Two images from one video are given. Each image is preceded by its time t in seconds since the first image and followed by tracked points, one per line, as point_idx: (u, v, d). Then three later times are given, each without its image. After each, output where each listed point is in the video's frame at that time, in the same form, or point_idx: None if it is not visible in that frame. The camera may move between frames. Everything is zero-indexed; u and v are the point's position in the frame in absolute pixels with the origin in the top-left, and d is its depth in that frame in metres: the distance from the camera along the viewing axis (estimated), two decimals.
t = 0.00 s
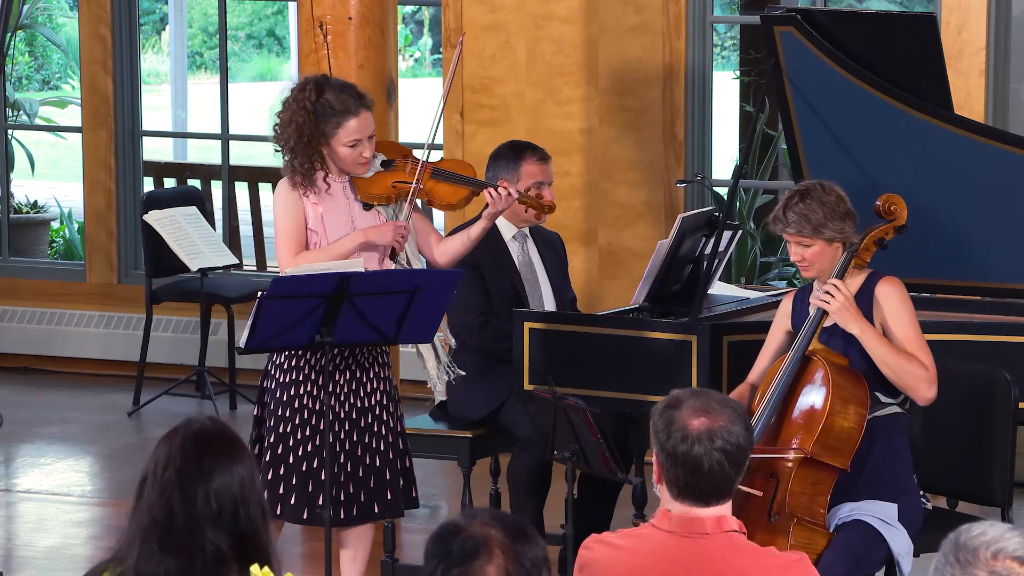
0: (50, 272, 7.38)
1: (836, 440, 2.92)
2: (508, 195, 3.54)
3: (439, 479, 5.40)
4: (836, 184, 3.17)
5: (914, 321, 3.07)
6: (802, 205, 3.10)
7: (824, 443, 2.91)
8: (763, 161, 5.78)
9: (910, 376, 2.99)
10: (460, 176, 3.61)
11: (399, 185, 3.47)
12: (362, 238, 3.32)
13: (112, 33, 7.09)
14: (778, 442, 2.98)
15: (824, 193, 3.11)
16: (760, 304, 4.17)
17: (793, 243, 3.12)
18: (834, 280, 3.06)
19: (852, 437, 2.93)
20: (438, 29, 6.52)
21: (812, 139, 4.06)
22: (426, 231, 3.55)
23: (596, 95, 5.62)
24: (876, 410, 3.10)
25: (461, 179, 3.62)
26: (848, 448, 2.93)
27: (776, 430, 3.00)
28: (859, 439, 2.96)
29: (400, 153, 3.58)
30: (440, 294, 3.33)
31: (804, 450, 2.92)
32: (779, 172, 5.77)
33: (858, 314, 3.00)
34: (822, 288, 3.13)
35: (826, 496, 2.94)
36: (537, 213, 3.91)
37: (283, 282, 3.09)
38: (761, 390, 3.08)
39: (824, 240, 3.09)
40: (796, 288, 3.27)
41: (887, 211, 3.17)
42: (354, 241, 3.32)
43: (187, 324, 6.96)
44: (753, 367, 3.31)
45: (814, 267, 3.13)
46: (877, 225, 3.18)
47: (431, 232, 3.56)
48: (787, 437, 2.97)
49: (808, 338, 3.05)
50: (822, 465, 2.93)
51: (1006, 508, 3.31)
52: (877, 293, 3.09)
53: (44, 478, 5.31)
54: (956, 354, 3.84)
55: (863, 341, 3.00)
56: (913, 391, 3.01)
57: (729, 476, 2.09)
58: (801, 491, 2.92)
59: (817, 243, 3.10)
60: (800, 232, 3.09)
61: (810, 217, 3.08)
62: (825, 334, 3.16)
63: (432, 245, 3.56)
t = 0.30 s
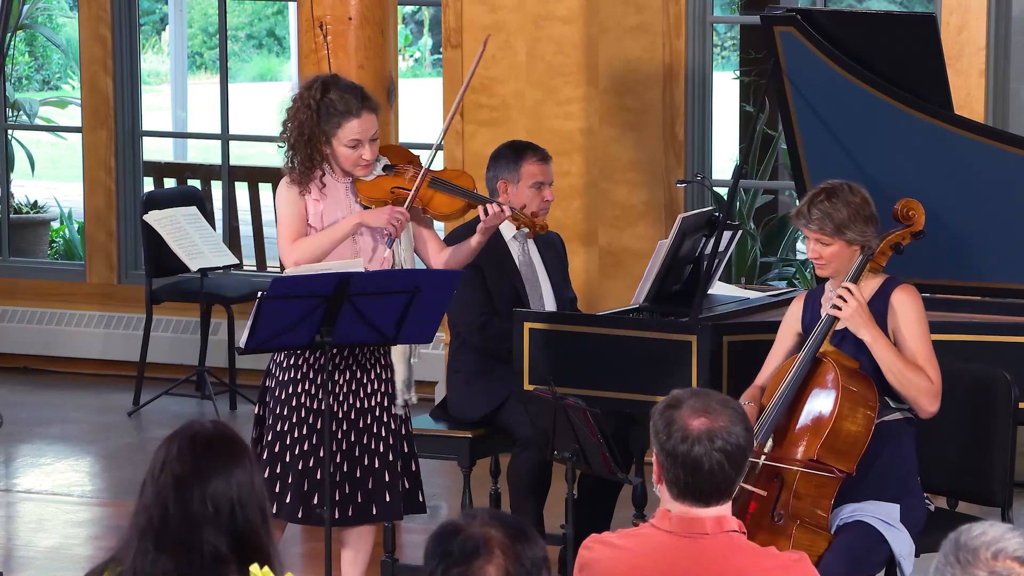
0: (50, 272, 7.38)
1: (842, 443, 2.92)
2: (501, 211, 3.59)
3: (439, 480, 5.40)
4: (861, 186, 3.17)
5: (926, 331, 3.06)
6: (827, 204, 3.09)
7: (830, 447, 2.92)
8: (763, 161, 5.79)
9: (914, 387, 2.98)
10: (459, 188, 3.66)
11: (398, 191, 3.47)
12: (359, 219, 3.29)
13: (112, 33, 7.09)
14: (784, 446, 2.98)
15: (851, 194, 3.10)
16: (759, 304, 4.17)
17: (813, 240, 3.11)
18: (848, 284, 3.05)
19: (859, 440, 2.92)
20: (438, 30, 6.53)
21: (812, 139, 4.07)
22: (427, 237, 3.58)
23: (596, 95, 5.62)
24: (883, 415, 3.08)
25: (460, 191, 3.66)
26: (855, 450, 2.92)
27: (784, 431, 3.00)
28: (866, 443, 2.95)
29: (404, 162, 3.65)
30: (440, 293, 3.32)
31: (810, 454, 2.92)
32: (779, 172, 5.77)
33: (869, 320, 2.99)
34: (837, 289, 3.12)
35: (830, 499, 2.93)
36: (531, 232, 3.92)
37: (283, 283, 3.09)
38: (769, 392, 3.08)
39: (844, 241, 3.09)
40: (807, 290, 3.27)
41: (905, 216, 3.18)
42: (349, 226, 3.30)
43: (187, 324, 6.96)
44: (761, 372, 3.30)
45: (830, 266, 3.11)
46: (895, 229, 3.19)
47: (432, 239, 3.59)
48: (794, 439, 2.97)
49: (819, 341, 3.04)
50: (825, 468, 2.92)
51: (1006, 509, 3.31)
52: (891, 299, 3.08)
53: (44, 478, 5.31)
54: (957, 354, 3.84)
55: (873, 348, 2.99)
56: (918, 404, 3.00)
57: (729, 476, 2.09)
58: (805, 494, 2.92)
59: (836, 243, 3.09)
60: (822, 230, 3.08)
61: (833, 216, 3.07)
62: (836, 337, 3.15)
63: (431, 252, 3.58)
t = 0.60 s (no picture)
0: (50, 272, 7.38)
1: (846, 448, 2.92)
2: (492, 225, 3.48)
3: (439, 480, 5.40)
4: (881, 191, 3.16)
5: (934, 338, 3.06)
6: (842, 204, 3.09)
7: (834, 451, 2.91)
8: (763, 161, 5.79)
9: (919, 391, 2.97)
10: (454, 197, 3.57)
11: (394, 196, 3.43)
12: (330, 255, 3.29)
13: (112, 32, 7.09)
14: (788, 447, 2.98)
15: (868, 197, 3.10)
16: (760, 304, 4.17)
17: (824, 238, 3.11)
18: (858, 286, 3.05)
19: (864, 444, 2.92)
20: (438, 29, 6.53)
21: (812, 139, 4.06)
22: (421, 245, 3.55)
23: (596, 95, 5.62)
24: (889, 420, 3.07)
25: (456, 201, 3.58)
26: (860, 455, 2.92)
27: (788, 434, 3.00)
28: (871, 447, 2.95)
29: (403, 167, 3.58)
30: (439, 293, 3.32)
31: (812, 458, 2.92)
32: (779, 172, 5.77)
33: (878, 324, 2.99)
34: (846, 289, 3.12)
35: (831, 505, 2.94)
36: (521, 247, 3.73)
37: (282, 283, 3.09)
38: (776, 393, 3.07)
39: (854, 243, 3.08)
40: (822, 288, 3.26)
41: (918, 220, 3.21)
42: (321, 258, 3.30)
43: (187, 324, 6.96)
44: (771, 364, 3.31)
45: (838, 266, 3.12)
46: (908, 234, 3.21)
47: (427, 247, 3.55)
48: (797, 441, 2.97)
49: (826, 344, 3.03)
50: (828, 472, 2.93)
51: (1006, 509, 3.31)
52: (900, 304, 3.08)
53: (44, 478, 5.31)
54: (956, 354, 3.84)
55: (880, 352, 2.99)
56: (924, 409, 2.99)
57: (729, 476, 2.09)
58: (807, 498, 2.93)
59: (847, 244, 3.09)
60: (833, 229, 3.09)
61: (846, 218, 3.07)
62: (845, 338, 3.15)
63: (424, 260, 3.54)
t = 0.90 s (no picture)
0: (50, 272, 7.38)
1: (847, 450, 2.92)
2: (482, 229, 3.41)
3: (439, 480, 5.40)
4: (882, 192, 3.15)
5: (935, 338, 3.05)
6: (843, 205, 3.09)
7: (835, 453, 2.91)
8: (763, 160, 5.79)
9: (919, 390, 2.95)
10: (446, 200, 3.50)
11: (387, 198, 3.41)
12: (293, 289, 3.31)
13: (112, 32, 7.09)
14: (789, 447, 2.98)
15: (870, 199, 3.09)
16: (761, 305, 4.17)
17: (826, 239, 3.11)
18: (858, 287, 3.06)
19: (864, 446, 2.92)
20: (438, 30, 6.53)
21: (812, 139, 4.06)
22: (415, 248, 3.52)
23: (596, 96, 5.61)
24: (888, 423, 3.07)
25: (448, 204, 3.50)
26: (861, 456, 2.93)
27: (788, 436, 2.99)
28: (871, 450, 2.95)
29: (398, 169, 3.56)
30: (440, 294, 3.32)
31: (812, 459, 2.92)
32: (779, 172, 5.77)
33: (878, 323, 2.98)
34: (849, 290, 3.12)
35: (831, 507, 2.95)
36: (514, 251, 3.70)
37: (283, 283, 3.09)
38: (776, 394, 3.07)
39: (855, 244, 3.08)
40: (828, 285, 3.26)
41: (920, 221, 3.21)
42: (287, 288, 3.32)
43: (188, 324, 6.96)
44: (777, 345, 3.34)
45: (840, 267, 3.12)
46: (910, 235, 3.21)
47: (421, 249, 3.53)
48: (797, 443, 2.97)
49: (827, 347, 3.04)
50: (828, 474, 2.93)
51: (1006, 509, 3.31)
52: (902, 304, 3.08)
53: (44, 478, 5.31)
54: (956, 354, 3.84)
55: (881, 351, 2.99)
56: (924, 408, 2.96)
57: (729, 476, 2.09)
58: (807, 499, 2.93)
59: (848, 245, 3.09)
60: (834, 231, 3.08)
61: (847, 219, 3.07)
62: (846, 340, 3.14)
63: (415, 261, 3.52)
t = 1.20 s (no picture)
0: (50, 272, 7.38)
1: (844, 448, 2.92)
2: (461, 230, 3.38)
3: (439, 480, 5.40)
4: (867, 189, 3.16)
5: (930, 333, 3.05)
6: (830, 204, 3.10)
7: (832, 451, 2.92)
8: (763, 160, 5.79)
9: (916, 382, 2.95)
10: (426, 201, 3.45)
11: (366, 199, 3.38)
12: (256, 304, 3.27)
13: (112, 32, 7.08)
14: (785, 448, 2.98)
15: (854, 196, 3.10)
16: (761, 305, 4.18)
17: (815, 240, 3.12)
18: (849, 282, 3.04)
19: (861, 444, 2.93)
20: (438, 30, 6.53)
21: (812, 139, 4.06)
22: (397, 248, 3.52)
23: (596, 95, 5.61)
24: (885, 421, 3.07)
25: (429, 206, 3.46)
26: (858, 454, 2.93)
27: (785, 435, 3.00)
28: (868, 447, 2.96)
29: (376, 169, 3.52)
30: (440, 294, 3.32)
31: (809, 457, 2.91)
32: (779, 172, 5.78)
33: (873, 316, 2.98)
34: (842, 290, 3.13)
35: (830, 505, 2.95)
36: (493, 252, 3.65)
37: (282, 283, 3.09)
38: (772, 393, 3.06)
39: (845, 243, 3.09)
40: (821, 288, 3.27)
41: (912, 219, 3.19)
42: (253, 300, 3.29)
43: (188, 324, 6.97)
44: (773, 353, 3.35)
45: (832, 267, 3.12)
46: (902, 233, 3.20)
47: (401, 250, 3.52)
48: (795, 443, 2.97)
49: (824, 342, 3.03)
50: (825, 472, 2.93)
51: (1006, 509, 3.32)
52: (896, 301, 3.08)
53: (44, 478, 5.31)
54: (956, 354, 3.84)
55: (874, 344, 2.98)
56: (918, 400, 2.95)
57: (729, 476, 2.09)
58: (805, 498, 2.93)
59: (838, 244, 3.09)
60: (823, 231, 3.09)
61: (834, 218, 3.08)
62: (841, 338, 3.14)
63: (395, 262, 3.51)
